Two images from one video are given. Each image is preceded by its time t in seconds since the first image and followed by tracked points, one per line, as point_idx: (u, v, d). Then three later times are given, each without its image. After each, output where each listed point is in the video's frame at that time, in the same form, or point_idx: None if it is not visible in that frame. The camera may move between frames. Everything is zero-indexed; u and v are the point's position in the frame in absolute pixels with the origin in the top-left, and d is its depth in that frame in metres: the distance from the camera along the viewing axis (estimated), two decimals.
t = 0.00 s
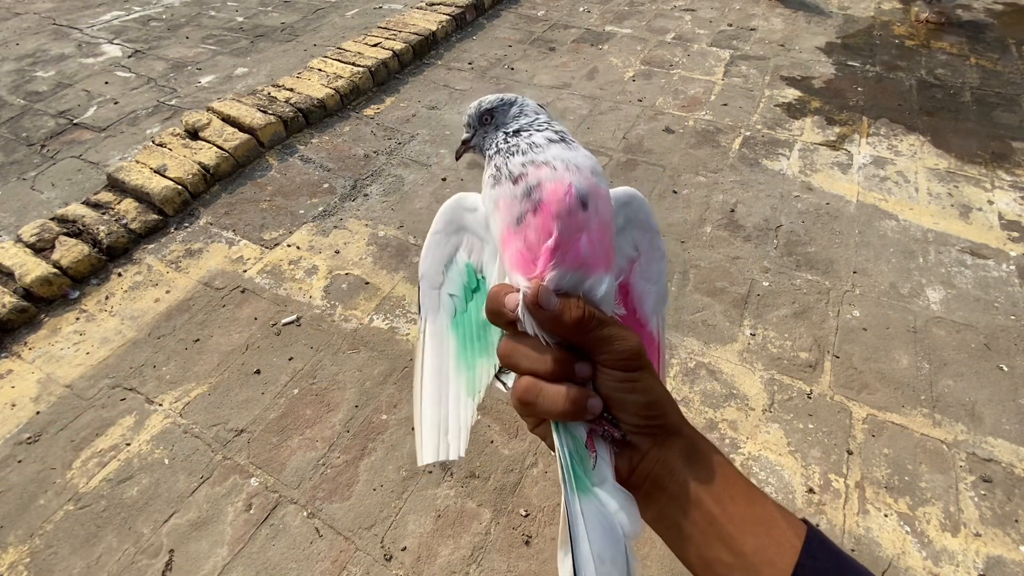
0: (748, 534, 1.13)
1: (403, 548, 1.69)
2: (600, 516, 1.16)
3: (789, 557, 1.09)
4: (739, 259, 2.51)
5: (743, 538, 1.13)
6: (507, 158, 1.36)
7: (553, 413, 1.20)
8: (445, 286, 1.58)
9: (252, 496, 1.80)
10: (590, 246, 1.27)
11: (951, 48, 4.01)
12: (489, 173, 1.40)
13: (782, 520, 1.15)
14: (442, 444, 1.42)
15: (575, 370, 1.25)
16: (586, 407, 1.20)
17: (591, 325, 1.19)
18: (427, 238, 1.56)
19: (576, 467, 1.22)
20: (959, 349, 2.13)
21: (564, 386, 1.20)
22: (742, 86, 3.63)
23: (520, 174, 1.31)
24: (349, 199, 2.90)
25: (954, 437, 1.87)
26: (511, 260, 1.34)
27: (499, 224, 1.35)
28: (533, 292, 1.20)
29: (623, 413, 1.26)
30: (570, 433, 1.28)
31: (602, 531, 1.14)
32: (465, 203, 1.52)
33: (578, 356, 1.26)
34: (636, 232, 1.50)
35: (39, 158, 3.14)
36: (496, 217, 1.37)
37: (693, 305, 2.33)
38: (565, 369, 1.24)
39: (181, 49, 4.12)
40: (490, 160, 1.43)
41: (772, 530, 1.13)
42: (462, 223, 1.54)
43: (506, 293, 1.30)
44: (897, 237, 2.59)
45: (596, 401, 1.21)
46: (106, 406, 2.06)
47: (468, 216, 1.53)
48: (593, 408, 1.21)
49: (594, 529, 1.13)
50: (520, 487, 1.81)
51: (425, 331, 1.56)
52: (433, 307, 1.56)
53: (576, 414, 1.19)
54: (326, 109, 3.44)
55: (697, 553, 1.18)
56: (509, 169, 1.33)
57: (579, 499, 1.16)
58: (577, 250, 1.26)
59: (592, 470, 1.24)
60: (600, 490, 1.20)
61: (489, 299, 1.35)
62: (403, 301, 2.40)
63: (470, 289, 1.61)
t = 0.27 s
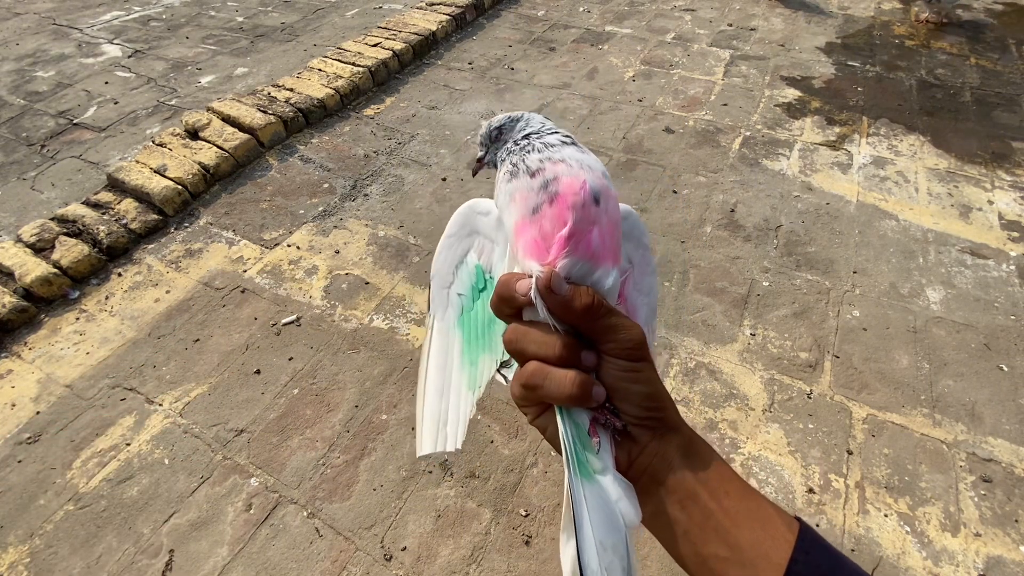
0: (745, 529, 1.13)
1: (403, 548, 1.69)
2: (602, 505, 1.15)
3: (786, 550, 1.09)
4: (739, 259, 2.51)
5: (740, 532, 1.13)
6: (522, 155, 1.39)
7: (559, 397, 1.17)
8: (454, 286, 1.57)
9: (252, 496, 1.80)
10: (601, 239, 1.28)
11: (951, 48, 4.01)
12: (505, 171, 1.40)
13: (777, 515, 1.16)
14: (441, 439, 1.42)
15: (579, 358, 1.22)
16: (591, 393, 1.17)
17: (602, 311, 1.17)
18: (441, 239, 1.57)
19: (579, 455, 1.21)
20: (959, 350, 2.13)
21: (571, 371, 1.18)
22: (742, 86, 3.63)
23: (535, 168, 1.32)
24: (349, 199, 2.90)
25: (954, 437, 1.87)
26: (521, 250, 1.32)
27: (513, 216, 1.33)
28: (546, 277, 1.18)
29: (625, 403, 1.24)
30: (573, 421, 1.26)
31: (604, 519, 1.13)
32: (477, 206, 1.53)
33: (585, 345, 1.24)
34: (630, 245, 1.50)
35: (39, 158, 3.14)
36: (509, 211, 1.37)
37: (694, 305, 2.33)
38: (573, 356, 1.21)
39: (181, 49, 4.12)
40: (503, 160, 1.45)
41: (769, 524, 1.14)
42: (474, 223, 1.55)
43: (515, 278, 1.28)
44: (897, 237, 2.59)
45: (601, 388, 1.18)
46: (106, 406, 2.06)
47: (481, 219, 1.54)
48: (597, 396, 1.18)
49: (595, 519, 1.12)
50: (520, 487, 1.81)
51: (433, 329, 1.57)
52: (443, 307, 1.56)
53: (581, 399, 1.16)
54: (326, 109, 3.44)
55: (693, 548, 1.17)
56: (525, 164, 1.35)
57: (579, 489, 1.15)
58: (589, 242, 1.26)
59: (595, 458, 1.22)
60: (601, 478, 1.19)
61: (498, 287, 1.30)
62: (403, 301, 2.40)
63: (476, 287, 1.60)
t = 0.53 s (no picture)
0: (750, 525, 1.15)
1: (403, 548, 1.69)
2: (630, 496, 1.08)
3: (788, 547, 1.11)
4: (739, 259, 2.51)
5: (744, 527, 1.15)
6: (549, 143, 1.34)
7: (591, 383, 1.10)
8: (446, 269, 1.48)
9: (252, 496, 1.80)
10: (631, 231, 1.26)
11: (951, 49, 4.01)
12: (529, 155, 1.34)
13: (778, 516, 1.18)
14: (429, 430, 1.37)
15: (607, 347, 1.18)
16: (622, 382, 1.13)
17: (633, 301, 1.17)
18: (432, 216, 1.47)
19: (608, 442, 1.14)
20: (959, 349, 2.13)
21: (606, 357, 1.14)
22: (742, 86, 3.63)
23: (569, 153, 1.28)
24: (349, 199, 2.90)
25: (954, 437, 1.87)
26: (552, 234, 1.23)
27: (542, 200, 1.26)
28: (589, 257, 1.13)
29: (644, 396, 1.24)
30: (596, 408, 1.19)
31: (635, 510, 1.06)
32: (475, 190, 1.46)
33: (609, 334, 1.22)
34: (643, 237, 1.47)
35: (39, 158, 3.14)
36: (535, 193, 1.28)
37: (694, 305, 2.33)
38: (603, 342, 1.17)
39: (181, 49, 4.12)
40: (522, 149, 1.39)
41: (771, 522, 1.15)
42: (471, 206, 1.47)
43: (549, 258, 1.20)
44: (897, 237, 2.59)
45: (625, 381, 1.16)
46: (106, 406, 2.06)
47: (480, 204, 1.47)
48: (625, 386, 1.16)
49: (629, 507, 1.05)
50: (520, 487, 1.81)
51: (419, 311, 1.48)
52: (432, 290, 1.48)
53: (614, 386, 1.10)
54: (326, 109, 3.44)
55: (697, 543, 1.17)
56: (556, 150, 1.30)
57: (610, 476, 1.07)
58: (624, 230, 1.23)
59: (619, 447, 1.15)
60: (628, 470, 1.13)
61: (525, 269, 1.19)
62: (403, 301, 2.40)
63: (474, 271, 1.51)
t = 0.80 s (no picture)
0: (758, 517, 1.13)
1: (403, 548, 1.69)
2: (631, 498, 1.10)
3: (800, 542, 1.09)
4: (739, 259, 2.51)
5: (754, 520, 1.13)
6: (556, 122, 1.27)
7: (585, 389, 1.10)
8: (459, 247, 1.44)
9: (252, 496, 1.80)
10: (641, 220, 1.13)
11: (951, 49, 4.01)
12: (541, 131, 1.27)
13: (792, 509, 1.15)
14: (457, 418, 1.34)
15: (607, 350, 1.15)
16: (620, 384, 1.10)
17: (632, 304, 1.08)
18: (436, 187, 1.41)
19: (608, 448, 1.14)
20: (959, 350, 2.13)
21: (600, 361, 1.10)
22: (742, 86, 3.63)
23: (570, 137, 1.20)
24: (349, 199, 2.90)
25: (954, 437, 1.87)
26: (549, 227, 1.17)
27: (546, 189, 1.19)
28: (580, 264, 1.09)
29: (648, 394, 1.21)
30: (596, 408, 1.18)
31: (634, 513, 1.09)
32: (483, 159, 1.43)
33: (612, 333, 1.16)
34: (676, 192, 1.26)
35: (39, 158, 3.14)
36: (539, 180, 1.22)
37: (694, 305, 2.33)
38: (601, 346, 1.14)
39: (181, 49, 4.12)
40: (538, 120, 1.34)
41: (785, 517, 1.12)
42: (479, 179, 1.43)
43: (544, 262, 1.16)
44: (897, 237, 2.59)
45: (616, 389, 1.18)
46: (106, 406, 2.06)
47: (487, 175, 1.43)
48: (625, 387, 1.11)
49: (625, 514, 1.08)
50: (520, 487, 1.81)
51: (433, 292, 1.44)
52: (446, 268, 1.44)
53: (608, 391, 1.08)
54: (326, 109, 3.44)
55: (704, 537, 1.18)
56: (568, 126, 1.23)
57: (611, 487, 1.09)
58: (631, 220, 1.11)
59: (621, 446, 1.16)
60: (630, 469, 1.14)
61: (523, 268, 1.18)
62: (402, 301, 2.40)
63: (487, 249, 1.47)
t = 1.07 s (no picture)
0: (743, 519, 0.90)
1: (403, 548, 1.69)
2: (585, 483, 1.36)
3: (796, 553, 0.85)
4: (739, 259, 2.51)
5: (735, 524, 0.90)
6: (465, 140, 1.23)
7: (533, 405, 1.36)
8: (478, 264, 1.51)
9: (252, 496, 1.80)
10: (532, 241, 1.11)
11: (951, 49, 4.01)
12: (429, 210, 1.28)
13: (790, 503, 0.90)
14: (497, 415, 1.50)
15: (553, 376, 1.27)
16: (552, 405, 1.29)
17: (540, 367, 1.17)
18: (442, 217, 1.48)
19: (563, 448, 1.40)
20: (960, 350, 2.13)
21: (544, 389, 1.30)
22: (742, 86, 3.63)
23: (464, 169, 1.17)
24: (349, 199, 2.89)
25: (954, 437, 1.87)
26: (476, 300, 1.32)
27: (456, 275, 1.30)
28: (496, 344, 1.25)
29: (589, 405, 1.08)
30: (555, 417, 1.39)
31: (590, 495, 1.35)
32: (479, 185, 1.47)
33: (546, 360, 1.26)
34: (609, 155, 1.02)
35: (39, 158, 3.14)
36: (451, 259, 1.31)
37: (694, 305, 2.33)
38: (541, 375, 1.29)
39: (181, 49, 4.12)
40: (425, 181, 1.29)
41: (782, 519, 0.88)
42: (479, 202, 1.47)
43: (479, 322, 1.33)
44: (897, 237, 2.59)
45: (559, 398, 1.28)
46: (106, 406, 2.06)
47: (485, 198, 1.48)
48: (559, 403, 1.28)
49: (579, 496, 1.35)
50: (520, 487, 1.81)
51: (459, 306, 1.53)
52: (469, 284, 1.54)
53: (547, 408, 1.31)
54: (326, 109, 3.44)
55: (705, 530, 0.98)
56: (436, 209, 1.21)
57: (569, 477, 1.37)
58: (515, 245, 1.11)
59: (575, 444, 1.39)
60: (586, 459, 1.38)
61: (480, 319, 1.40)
62: (402, 301, 2.40)
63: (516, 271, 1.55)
